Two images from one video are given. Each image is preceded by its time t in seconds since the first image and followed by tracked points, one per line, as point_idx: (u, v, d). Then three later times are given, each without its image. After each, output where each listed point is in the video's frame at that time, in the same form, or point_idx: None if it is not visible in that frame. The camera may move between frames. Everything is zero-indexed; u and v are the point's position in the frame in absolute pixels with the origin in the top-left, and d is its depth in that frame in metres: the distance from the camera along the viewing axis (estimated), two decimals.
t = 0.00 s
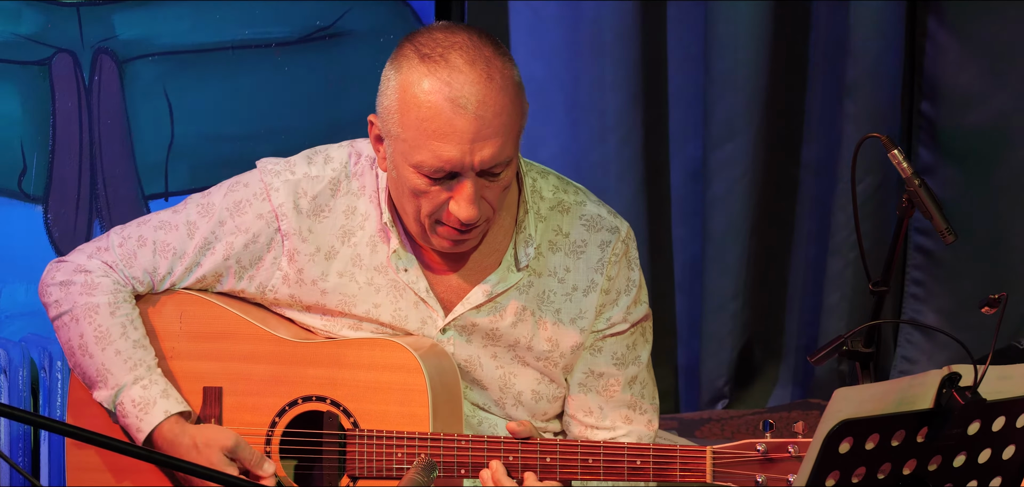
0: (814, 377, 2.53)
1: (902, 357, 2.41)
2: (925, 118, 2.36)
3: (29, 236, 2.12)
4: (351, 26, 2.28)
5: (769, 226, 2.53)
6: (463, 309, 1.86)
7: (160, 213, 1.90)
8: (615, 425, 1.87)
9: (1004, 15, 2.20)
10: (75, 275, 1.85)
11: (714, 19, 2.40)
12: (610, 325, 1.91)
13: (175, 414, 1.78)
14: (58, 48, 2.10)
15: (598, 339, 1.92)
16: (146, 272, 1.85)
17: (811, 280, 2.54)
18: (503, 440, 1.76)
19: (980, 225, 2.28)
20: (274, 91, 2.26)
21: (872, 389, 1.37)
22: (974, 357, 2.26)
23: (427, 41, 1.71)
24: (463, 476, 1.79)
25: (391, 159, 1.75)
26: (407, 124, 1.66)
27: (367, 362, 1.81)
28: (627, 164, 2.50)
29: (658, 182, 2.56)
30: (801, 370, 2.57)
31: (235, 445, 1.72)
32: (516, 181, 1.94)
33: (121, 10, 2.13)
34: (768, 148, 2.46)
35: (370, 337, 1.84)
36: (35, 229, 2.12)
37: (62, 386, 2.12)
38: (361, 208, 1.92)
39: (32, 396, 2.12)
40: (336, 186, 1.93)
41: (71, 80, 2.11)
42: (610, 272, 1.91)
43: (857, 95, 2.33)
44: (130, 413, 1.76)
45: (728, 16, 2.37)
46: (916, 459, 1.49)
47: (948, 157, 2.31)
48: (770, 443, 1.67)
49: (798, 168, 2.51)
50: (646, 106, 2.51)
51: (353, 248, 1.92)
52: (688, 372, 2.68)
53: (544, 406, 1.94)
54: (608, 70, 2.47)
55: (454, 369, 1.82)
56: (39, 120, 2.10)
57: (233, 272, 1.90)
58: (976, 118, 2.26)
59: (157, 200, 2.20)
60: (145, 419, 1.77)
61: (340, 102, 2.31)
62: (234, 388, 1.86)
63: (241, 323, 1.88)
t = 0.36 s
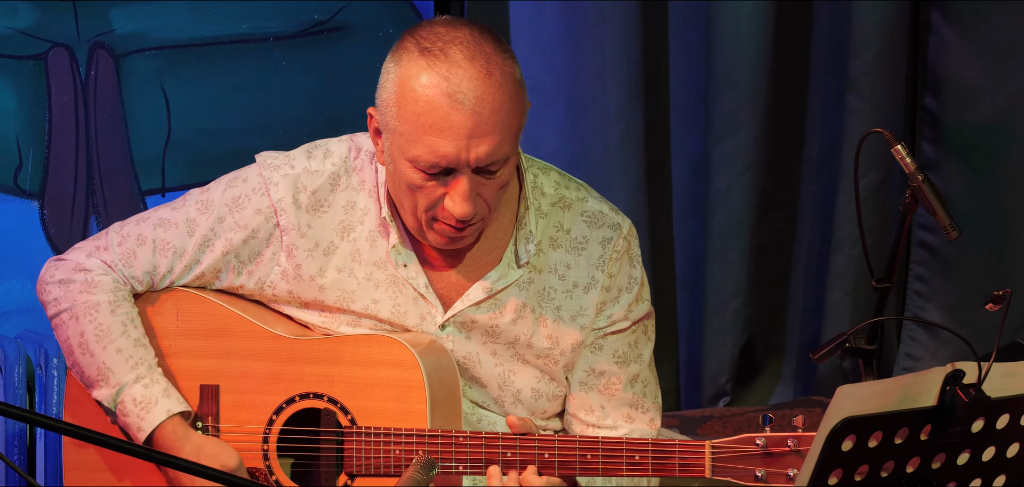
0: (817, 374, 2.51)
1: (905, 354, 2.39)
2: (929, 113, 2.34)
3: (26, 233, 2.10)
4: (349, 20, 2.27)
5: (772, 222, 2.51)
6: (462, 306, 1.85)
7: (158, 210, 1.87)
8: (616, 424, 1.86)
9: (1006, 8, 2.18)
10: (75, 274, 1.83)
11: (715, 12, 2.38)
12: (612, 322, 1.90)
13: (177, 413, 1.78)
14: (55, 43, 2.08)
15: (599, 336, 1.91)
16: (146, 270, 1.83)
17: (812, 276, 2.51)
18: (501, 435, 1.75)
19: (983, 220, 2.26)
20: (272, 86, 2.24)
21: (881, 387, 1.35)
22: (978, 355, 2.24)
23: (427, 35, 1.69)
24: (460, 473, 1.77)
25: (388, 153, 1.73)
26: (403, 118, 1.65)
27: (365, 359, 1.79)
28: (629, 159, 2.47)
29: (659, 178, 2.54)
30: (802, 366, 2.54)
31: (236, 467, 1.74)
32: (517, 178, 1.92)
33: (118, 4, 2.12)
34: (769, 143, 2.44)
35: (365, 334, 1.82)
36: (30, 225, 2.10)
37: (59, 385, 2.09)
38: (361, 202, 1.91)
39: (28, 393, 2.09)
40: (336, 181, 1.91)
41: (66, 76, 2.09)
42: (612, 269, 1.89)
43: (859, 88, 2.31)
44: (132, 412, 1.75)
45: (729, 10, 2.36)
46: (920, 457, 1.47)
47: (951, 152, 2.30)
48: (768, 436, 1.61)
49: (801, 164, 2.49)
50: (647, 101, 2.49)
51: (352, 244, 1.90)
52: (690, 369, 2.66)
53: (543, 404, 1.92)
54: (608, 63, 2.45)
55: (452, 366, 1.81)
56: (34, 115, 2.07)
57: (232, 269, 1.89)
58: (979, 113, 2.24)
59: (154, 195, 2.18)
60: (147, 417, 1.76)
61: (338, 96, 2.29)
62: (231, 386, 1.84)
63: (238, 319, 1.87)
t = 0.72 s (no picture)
0: (820, 371, 2.49)
1: (908, 351, 2.37)
2: (932, 109, 2.31)
3: (16, 228, 2.04)
4: (346, 14, 2.25)
5: (773, 217, 2.49)
6: (457, 301, 1.83)
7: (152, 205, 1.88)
8: (626, 415, 1.83)
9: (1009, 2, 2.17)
10: (67, 267, 1.83)
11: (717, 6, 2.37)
12: (613, 313, 1.89)
13: (170, 401, 1.75)
14: (51, 36, 2.06)
15: (602, 328, 1.89)
16: (138, 264, 1.84)
17: (813, 273, 2.50)
18: (497, 431, 1.72)
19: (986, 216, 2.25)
20: (268, 81, 2.22)
21: (883, 382, 1.34)
22: (982, 351, 2.23)
23: (423, 30, 1.68)
24: (457, 470, 1.75)
25: (386, 150, 1.72)
26: (403, 114, 1.63)
27: (363, 355, 1.78)
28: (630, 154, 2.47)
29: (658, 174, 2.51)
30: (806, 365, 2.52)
31: (230, 437, 1.70)
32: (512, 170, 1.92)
33: None
34: (770, 138, 2.42)
35: (360, 330, 1.81)
36: (26, 222, 2.05)
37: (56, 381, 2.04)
38: (356, 198, 1.90)
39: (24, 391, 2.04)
40: (330, 177, 1.90)
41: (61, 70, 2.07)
42: (610, 260, 1.88)
43: (861, 83, 2.30)
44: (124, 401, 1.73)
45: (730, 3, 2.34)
46: (923, 455, 1.45)
47: (955, 148, 2.27)
48: (766, 432, 1.59)
49: (803, 158, 2.46)
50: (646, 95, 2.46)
51: (347, 240, 1.89)
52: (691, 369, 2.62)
53: (543, 401, 1.91)
54: (609, 58, 2.44)
55: (448, 363, 1.80)
56: (27, 110, 2.03)
57: (226, 265, 1.88)
58: (982, 108, 2.23)
59: (151, 191, 2.17)
60: (139, 407, 1.74)
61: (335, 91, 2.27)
62: (227, 382, 1.83)
63: (233, 315, 1.85)
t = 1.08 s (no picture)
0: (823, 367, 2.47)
1: (911, 348, 2.36)
2: (934, 101, 2.26)
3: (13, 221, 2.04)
4: (344, 9, 2.24)
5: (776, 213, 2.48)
6: (457, 297, 1.82)
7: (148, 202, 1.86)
8: (625, 412, 1.82)
9: None
10: (62, 267, 1.81)
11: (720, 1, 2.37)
12: (613, 309, 1.88)
13: (161, 407, 1.74)
14: (48, 31, 2.05)
15: (602, 324, 1.88)
16: (135, 263, 1.82)
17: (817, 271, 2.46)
18: (499, 429, 1.71)
19: (990, 211, 2.24)
20: (265, 76, 2.21)
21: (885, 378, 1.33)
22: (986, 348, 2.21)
23: (422, 23, 1.66)
24: (458, 468, 1.74)
25: (385, 145, 1.70)
26: (403, 108, 1.61)
27: (362, 352, 1.77)
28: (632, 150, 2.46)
29: (662, 169, 2.48)
30: (808, 360, 2.48)
31: (221, 436, 1.68)
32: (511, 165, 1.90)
33: None
34: (772, 133, 2.40)
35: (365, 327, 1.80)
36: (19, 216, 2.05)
37: (52, 377, 2.05)
38: (354, 194, 1.88)
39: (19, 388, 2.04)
40: (328, 172, 1.89)
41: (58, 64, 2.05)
42: (610, 255, 1.87)
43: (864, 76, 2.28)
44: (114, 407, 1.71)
45: None
46: (927, 453, 1.44)
47: (960, 142, 2.24)
48: (770, 429, 1.59)
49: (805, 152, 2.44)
50: (646, 90, 2.44)
51: (346, 235, 1.87)
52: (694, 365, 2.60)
53: (543, 397, 1.90)
54: (610, 53, 2.43)
55: (449, 359, 1.79)
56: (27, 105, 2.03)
57: (224, 261, 1.87)
58: (985, 103, 2.21)
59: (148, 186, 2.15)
60: (130, 413, 1.72)
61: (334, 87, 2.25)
62: (225, 379, 1.81)
63: (231, 313, 1.84)
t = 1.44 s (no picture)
0: (825, 365, 2.44)
1: (914, 345, 2.35)
2: (939, 98, 2.25)
3: (10, 221, 1.96)
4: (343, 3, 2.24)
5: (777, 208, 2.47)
6: (457, 296, 1.80)
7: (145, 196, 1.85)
8: (619, 416, 1.81)
9: None
10: (58, 260, 1.80)
11: None
12: (611, 312, 1.86)
13: (159, 397, 1.72)
14: (44, 25, 1.99)
15: (599, 327, 1.87)
16: (132, 256, 1.81)
17: (819, 269, 2.48)
18: (496, 427, 1.70)
19: (994, 208, 2.22)
20: (267, 70, 2.20)
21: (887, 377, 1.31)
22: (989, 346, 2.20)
23: (423, 17, 1.64)
24: (456, 466, 1.72)
25: (384, 140, 1.68)
26: (402, 104, 1.59)
27: (358, 348, 1.75)
28: (631, 146, 2.42)
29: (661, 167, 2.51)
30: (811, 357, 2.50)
31: (217, 423, 1.65)
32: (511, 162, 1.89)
33: None
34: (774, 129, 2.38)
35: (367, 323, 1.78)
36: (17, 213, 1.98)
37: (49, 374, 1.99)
38: (352, 190, 1.86)
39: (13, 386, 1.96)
40: (325, 167, 1.87)
41: (54, 59, 2.00)
42: (609, 258, 1.85)
43: (867, 71, 2.25)
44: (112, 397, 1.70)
45: None
46: (931, 450, 1.42)
47: (963, 137, 2.23)
48: (770, 428, 1.58)
49: (810, 151, 2.44)
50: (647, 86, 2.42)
51: (343, 232, 1.86)
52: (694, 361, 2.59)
53: (539, 397, 1.88)
54: (611, 47, 2.40)
55: (446, 356, 1.77)
56: (24, 101, 1.95)
57: (221, 257, 1.85)
58: (990, 98, 2.19)
59: (145, 182, 2.14)
60: (129, 403, 1.71)
61: (333, 82, 2.25)
62: (222, 375, 1.80)
63: (227, 307, 1.83)
